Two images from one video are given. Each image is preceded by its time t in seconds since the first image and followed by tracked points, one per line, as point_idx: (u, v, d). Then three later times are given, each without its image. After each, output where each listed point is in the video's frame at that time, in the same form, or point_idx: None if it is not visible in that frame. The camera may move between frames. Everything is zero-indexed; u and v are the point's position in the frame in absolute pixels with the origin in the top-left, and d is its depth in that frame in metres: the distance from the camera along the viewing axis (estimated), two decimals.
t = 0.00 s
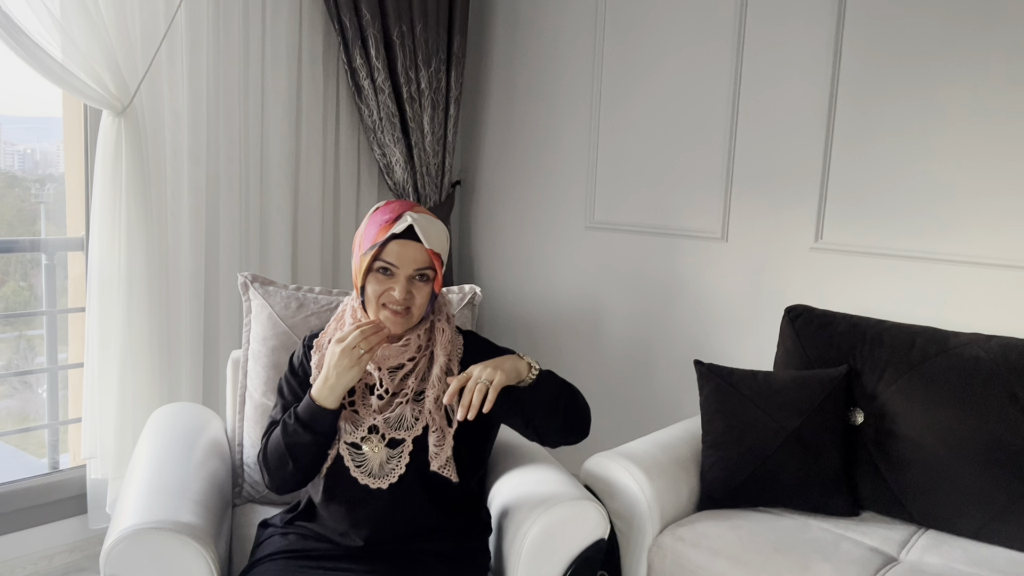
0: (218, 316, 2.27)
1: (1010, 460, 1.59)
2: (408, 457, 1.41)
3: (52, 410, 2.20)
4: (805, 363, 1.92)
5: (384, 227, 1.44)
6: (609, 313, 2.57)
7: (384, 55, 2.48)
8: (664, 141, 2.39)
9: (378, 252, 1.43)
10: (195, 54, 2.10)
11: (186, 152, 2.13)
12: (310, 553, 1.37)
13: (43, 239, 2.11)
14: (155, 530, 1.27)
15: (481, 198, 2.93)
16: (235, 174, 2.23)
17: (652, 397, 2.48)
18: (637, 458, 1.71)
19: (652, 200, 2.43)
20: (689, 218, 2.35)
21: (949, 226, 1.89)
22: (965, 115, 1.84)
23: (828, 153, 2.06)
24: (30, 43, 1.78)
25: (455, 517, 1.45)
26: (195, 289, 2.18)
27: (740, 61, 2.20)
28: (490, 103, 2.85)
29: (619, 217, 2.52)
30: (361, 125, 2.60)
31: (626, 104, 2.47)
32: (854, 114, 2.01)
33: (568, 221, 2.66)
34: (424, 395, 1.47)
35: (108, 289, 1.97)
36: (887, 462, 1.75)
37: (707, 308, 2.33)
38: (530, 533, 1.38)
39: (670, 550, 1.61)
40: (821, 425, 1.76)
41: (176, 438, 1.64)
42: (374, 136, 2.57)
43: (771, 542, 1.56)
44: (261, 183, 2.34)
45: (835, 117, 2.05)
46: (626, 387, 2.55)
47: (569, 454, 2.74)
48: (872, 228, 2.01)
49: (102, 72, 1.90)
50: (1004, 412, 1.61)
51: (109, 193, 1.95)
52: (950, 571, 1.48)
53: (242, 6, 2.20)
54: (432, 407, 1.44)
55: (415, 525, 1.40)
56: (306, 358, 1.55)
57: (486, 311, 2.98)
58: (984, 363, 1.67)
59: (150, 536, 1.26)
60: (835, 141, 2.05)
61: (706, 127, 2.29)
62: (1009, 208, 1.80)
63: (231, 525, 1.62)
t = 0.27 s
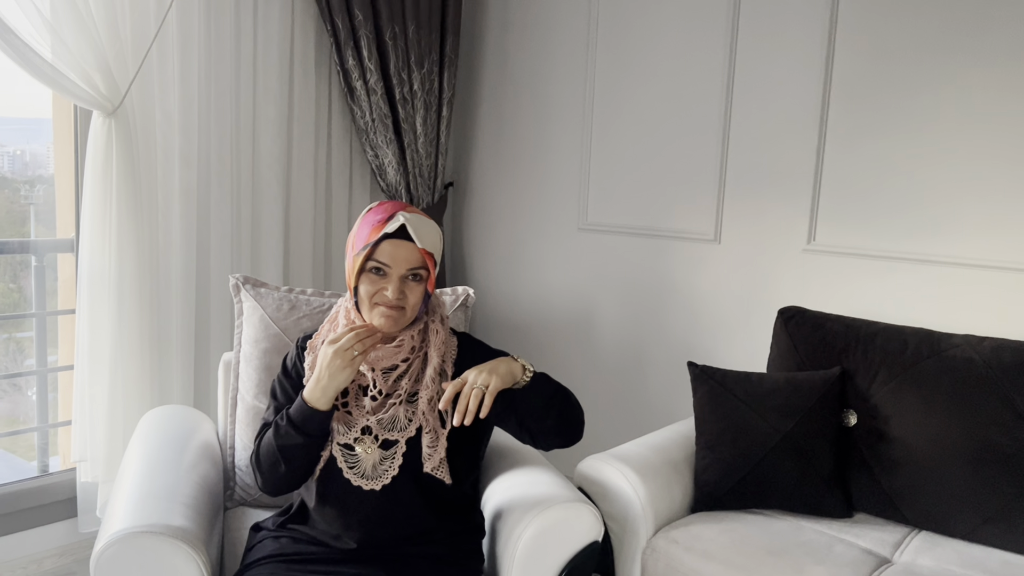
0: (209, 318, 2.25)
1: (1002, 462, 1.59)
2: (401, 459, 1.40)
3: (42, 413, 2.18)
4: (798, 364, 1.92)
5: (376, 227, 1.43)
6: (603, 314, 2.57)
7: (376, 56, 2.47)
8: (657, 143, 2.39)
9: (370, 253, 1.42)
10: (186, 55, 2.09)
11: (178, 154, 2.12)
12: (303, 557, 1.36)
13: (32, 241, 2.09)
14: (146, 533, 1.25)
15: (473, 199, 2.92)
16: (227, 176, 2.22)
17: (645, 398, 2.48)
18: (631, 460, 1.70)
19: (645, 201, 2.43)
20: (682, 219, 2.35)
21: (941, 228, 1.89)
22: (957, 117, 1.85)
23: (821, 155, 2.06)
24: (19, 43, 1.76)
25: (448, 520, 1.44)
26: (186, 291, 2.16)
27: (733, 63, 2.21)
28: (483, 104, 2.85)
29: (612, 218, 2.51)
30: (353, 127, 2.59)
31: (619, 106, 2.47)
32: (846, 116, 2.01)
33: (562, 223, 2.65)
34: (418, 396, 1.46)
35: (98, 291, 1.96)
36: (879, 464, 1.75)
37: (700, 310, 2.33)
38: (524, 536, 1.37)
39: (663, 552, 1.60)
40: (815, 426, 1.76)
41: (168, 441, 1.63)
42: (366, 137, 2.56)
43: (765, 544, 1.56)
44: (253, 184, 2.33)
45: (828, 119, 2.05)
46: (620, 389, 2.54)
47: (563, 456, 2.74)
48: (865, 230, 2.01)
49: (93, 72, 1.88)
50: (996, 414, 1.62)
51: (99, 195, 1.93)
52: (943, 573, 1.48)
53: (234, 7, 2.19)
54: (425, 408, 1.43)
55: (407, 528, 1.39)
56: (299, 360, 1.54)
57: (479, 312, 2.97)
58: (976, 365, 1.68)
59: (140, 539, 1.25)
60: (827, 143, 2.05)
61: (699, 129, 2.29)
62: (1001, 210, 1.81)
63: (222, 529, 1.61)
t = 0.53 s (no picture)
0: (199, 320, 2.24)
1: (991, 463, 1.60)
2: (392, 460, 1.39)
3: (30, 415, 2.17)
4: (789, 365, 1.92)
5: (364, 231, 1.42)
6: (594, 315, 2.57)
7: (367, 58, 2.47)
8: (648, 145, 2.40)
9: (358, 257, 1.42)
10: (176, 55, 2.08)
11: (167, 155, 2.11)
12: (293, 559, 1.35)
13: (21, 242, 2.07)
14: (134, 536, 1.25)
15: (465, 201, 2.92)
16: (216, 177, 2.21)
17: (637, 400, 2.48)
18: (622, 461, 1.70)
19: (637, 203, 2.43)
20: (674, 220, 2.35)
21: (931, 229, 1.90)
22: (946, 118, 1.86)
23: (811, 156, 2.06)
24: (6, 43, 1.75)
25: (439, 522, 1.43)
26: (176, 293, 2.15)
27: (724, 65, 2.21)
28: (474, 105, 2.84)
29: (604, 220, 2.51)
30: (345, 128, 2.58)
31: (611, 108, 2.47)
32: (837, 118, 2.02)
33: (553, 224, 2.65)
34: (409, 397, 1.45)
35: (87, 293, 1.94)
36: (870, 464, 1.75)
37: (692, 311, 2.33)
38: (515, 538, 1.37)
39: (654, 554, 1.60)
40: (806, 427, 1.76)
41: (157, 444, 1.62)
42: (357, 138, 2.55)
43: (756, 545, 1.56)
44: (243, 186, 2.32)
45: (818, 120, 2.05)
46: (612, 390, 2.54)
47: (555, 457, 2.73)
48: (855, 231, 2.02)
49: (81, 73, 1.87)
50: (985, 415, 1.62)
51: (88, 196, 1.92)
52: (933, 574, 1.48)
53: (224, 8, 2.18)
54: (416, 409, 1.42)
55: (398, 530, 1.39)
56: (290, 361, 1.53)
57: (471, 314, 2.96)
58: (966, 366, 1.68)
59: (129, 543, 1.24)
60: (818, 145, 2.06)
61: (690, 130, 2.30)
62: (990, 211, 1.81)
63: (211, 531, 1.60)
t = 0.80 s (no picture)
0: (194, 322, 2.24)
1: (984, 461, 1.61)
2: (389, 460, 1.39)
3: (24, 418, 2.16)
4: (783, 366, 1.93)
5: (362, 229, 1.42)
6: (589, 316, 2.57)
7: (361, 59, 2.47)
8: (642, 146, 2.40)
9: (357, 255, 1.42)
10: (170, 56, 2.08)
11: (162, 156, 2.10)
12: (288, 560, 1.35)
13: (14, 244, 2.07)
14: (130, 537, 1.24)
15: (459, 202, 2.92)
16: (211, 179, 2.21)
17: (631, 400, 2.49)
18: (617, 461, 1.71)
19: (631, 204, 2.44)
20: (668, 222, 2.36)
21: (923, 230, 1.91)
22: (938, 120, 1.87)
23: (805, 158, 2.08)
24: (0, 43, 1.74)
25: (434, 522, 1.43)
26: (170, 294, 2.15)
27: (717, 67, 2.22)
28: (468, 107, 2.85)
29: (599, 221, 2.52)
30: (339, 129, 2.58)
31: (605, 109, 2.48)
32: (830, 119, 2.03)
33: (548, 225, 2.66)
34: (406, 397, 1.45)
35: (81, 294, 1.94)
36: (864, 464, 1.76)
37: (686, 311, 2.34)
38: (511, 538, 1.37)
39: (650, 554, 1.60)
40: (800, 427, 1.77)
41: (153, 445, 1.62)
42: (351, 140, 2.55)
43: (751, 545, 1.56)
44: (237, 187, 2.32)
45: (811, 122, 2.07)
46: (606, 391, 2.55)
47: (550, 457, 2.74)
48: (848, 232, 2.03)
49: (76, 74, 1.87)
50: (979, 414, 1.63)
51: (83, 197, 1.92)
52: (927, 572, 1.49)
53: (218, 9, 2.18)
54: (413, 408, 1.42)
55: (394, 530, 1.39)
56: (285, 363, 1.53)
57: (466, 315, 2.97)
58: (959, 366, 1.69)
59: (124, 544, 1.23)
60: (811, 147, 2.07)
61: (684, 132, 2.31)
62: (982, 212, 1.83)
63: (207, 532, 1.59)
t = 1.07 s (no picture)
0: (187, 325, 2.24)
1: (976, 462, 1.62)
2: (383, 461, 1.39)
3: (15, 421, 2.15)
4: (776, 368, 1.93)
5: (352, 227, 1.43)
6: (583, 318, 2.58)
7: (355, 61, 2.47)
8: (636, 149, 2.41)
9: (347, 252, 1.42)
10: (163, 58, 2.07)
11: (155, 158, 2.10)
12: (282, 562, 1.35)
13: (6, 246, 2.06)
14: (121, 541, 1.24)
15: (454, 205, 2.92)
16: (204, 181, 2.21)
17: (625, 403, 2.49)
18: (611, 463, 1.71)
19: (625, 206, 2.45)
20: (661, 224, 2.37)
21: (915, 232, 1.92)
22: (930, 123, 1.88)
23: (797, 160, 2.09)
24: None
25: (428, 525, 1.43)
26: (164, 296, 2.14)
27: (711, 69, 2.23)
28: (462, 109, 2.85)
29: (593, 223, 2.53)
30: (333, 131, 2.58)
31: (599, 112, 2.48)
32: (822, 122, 2.04)
33: (542, 228, 2.66)
34: (399, 399, 1.45)
35: (74, 296, 1.93)
36: (856, 465, 1.77)
37: (680, 314, 2.34)
38: (505, 540, 1.37)
39: (644, 556, 1.61)
40: (793, 429, 1.77)
41: (145, 448, 1.61)
42: (345, 142, 2.55)
43: (745, 546, 1.57)
44: (231, 190, 2.32)
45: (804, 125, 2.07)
46: (601, 393, 2.55)
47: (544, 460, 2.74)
48: (841, 235, 2.04)
49: (69, 76, 1.86)
50: (971, 415, 1.64)
51: (75, 200, 1.91)
52: (919, 573, 1.50)
53: (211, 11, 2.18)
54: (407, 410, 1.42)
55: (387, 533, 1.39)
56: (274, 370, 1.52)
57: (460, 318, 2.97)
58: (951, 367, 1.70)
59: (115, 547, 1.23)
60: (804, 149, 2.08)
61: (677, 134, 2.31)
62: (973, 214, 1.84)
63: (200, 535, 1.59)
